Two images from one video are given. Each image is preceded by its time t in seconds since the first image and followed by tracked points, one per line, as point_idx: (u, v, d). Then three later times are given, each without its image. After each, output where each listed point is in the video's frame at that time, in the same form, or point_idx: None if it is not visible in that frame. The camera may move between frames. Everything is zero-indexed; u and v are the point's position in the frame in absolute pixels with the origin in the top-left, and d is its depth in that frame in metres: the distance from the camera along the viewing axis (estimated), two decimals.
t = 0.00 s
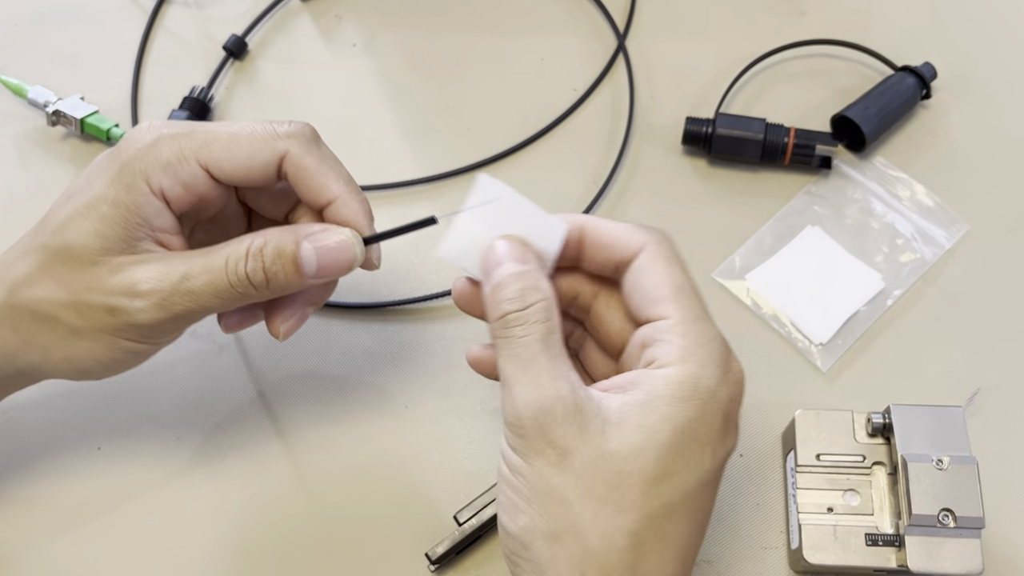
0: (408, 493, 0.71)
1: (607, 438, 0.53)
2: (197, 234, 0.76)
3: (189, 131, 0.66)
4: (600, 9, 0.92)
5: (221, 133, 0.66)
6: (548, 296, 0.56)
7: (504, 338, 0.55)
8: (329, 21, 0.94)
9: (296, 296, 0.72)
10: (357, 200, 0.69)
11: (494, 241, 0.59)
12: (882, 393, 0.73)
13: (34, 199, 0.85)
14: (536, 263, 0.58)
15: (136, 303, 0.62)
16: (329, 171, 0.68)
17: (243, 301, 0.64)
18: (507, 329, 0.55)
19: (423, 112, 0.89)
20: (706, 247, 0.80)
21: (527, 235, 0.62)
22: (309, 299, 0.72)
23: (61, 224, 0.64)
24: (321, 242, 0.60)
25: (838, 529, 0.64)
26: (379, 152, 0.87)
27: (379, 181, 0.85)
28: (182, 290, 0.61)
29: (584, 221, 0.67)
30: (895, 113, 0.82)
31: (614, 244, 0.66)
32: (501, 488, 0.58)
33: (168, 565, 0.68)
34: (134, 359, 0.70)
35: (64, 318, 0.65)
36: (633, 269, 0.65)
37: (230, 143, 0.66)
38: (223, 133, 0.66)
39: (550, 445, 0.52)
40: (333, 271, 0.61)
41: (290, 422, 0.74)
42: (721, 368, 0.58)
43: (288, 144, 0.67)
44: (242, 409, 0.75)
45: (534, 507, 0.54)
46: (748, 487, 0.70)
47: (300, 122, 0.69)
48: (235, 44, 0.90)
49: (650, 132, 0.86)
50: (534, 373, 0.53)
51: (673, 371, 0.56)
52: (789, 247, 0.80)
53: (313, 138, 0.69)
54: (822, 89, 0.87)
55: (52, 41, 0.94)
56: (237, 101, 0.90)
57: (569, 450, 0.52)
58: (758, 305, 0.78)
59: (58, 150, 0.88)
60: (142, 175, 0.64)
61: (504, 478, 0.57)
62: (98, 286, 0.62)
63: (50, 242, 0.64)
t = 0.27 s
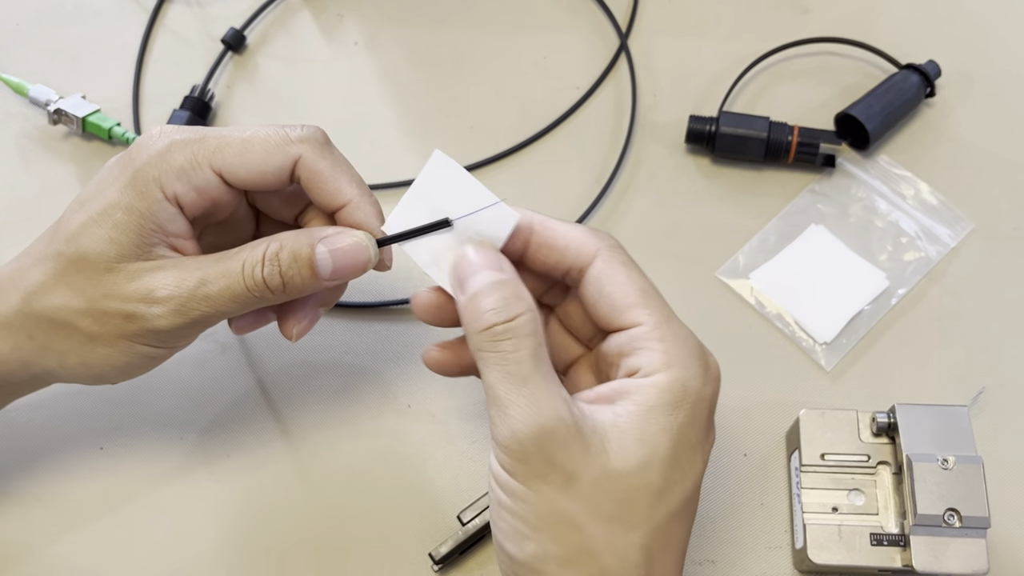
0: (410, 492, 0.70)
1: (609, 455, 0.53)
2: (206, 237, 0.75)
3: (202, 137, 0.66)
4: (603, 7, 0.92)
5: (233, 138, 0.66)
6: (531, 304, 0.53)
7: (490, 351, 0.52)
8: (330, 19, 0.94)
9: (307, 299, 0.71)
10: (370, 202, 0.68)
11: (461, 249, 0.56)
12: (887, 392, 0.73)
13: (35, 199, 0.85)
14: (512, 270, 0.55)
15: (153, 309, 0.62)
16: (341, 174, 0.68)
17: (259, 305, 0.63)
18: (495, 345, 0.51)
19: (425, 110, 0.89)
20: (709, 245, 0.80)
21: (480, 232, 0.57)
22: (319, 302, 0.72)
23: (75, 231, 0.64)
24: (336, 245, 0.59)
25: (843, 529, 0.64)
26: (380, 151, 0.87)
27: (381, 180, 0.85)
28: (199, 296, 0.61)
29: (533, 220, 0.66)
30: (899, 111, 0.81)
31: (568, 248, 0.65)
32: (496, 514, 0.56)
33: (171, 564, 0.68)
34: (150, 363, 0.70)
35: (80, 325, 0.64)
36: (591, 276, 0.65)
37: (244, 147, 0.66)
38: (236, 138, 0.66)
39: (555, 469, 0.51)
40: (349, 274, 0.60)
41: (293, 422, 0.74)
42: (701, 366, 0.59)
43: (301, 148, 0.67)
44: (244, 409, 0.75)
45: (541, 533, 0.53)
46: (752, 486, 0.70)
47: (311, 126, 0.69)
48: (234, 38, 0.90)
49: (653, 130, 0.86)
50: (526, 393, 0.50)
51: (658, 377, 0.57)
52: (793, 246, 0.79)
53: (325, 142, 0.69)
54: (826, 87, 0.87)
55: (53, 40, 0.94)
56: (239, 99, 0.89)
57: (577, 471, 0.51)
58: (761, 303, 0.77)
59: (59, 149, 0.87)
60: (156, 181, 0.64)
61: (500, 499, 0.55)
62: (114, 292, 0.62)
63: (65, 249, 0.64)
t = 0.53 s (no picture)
0: (412, 492, 0.70)
1: (574, 448, 0.52)
2: (207, 240, 0.75)
3: (203, 143, 0.66)
4: (604, 6, 0.92)
5: (235, 145, 0.66)
6: (489, 298, 0.52)
7: (455, 353, 0.52)
8: (331, 19, 0.94)
9: (308, 306, 0.71)
10: (372, 212, 0.68)
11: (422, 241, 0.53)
12: (888, 392, 0.73)
13: (35, 199, 0.85)
14: (472, 262, 0.53)
15: (153, 315, 0.62)
16: (344, 183, 0.68)
17: (258, 312, 0.64)
18: (458, 348, 0.52)
19: (426, 110, 0.88)
20: (711, 244, 0.80)
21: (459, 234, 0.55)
22: (319, 308, 0.72)
23: (74, 236, 0.63)
24: (337, 254, 0.59)
25: (845, 529, 0.64)
26: (381, 151, 0.87)
27: (382, 179, 0.85)
28: (199, 303, 0.61)
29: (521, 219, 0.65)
30: (901, 110, 0.81)
31: (555, 247, 0.64)
32: (469, 499, 0.57)
33: (172, 565, 0.68)
34: (149, 368, 0.70)
35: (79, 329, 0.64)
36: (579, 274, 0.63)
37: (245, 155, 0.65)
38: (238, 145, 0.66)
39: (519, 461, 0.52)
40: (349, 282, 0.60)
41: (294, 422, 0.74)
42: (680, 367, 0.58)
43: (303, 156, 0.67)
44: (245, 409, 0.74)
45: (506, 518, 0.54)
46: (753, 487, 0.70)
47: (314, 134, 0.69)
48: (235, 38, 0.90)
49: (655, 129, 0.85)
50: (491, 389, 0.51)
51: (633, 378, 0.56)
52: (794, 246, 0.79)
53: (328, 150, 0.69)
54: (827, 86, 0.87)
55: (53, 39, 0.93)
56: (239, 99, 0.89)
57: (540, 463, 0.52)
58: (763, 303, 0.77)
59: (60, 149, 0.87)
60: (157, 187, 0.63)
61: (474, 485, 0.57)
62: (113, 298, 0.62)
63: (64, 253, 0.63)
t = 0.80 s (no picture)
0: (411, 490, 0.70)
1: (597, 451, 0.52)
2: (207, 240, 0.75)
3: (204, 142, 0.65)
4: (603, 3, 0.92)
5: (235, 144, 0.66)
6: (536, 288, 0.52)
7: (493, 336, 0.51)
8: (330, 16, 0.94)
9: (308, 305, 0.71)
10: (372, 213, 0.69)
11: (477, 220, 0.53)
12: (889, 389, 0.72)
13: (34, 197, 0.84)
14: (523, 249, 0.52)
15: (153, 314, 0.62)
16: (344, 184, 0.68)
17: (259, 311, 0.64)
18: (497, 331, 0.51)
19: (426, 107, 0.88)
20: (711, 242, 0.80)
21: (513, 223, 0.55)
22: (320, 307, 0.72)
23: (74, 234, 0.63)
24: (338, 254, 0.60)
25: (846, 527, 0.64)
26: (380, 149, 0.86)
27: (381, 177, 0.85)
28: (199, 301, 0.61)
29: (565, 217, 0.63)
30: (901, 108, 0.81)
31: (596, 249, 0.62)
32: (482, 489, 0.56)
33: (170, 563, 0.68)
34: (150, 367, 0.70)
35: (78, 328, 0.64)
36: (618, 278, 0.61)
37: (246, 154, 0.65)
38: (239, 145, 0.66)
39: (543, 458, 0.50)
40: (350, 282, 0.61)
41: (294, 420, 0.73)
42: (716, 384, 0.57)
43: (304, 157, 0.67)
44: (244, 407, 0.74)
45: (520, 513, 0.53)
46: (753, 484, 0.69)
47: (314, 134, 0.69)
48: (234, 36, 0.90)
49: (655, 127, 0.85)
50: (523, 379, 0.50)
51: (666, 391, 0.55)
52: (795, 243, 0.79)
53: (328, 150, 0.69)
54: (827, 84, 0.87)
55: (52, 37, 0.93)
56: (238, 96, 0.89)
57: (563, 463, 0.50)
58: (763, 300, 0.77)
59: (58, 146, 0.87)
60: (157, 185, 0.63)
61: (486, 476, 0.56)
62: (113, 296, 0.62)
63: (64, 252, 0.63)
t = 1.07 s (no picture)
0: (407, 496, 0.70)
1: (655, 482, 0.50)
2: (205, 252, 0.75)
3: (203, 157, 0.65)
4: (600, 7, 0.92)
5: (234, 160, 0.65)
6: (614, 310, 0.50)
7: (563, 351, 0.50)
8: (327, 20, 0.93)
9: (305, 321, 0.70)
10: (369, 229, 0.69)
11: (561, 232, 0.52)
12: (886, 394, 0.72)
13: (29, 201, 0.84)
14: (604, 268, 0.51)
15: (149, 328, 0.62)
16: (343, 201, 0.68)
17: (256, 327, 0.63)
18: (568, 346, 0.49)
19: (422, 111, 0.88)
20: (708, 246, 0.79)
21: (599, 235, 0.55)
22: (316, 323, 0.71)
23: (71, 246, 0.63)
24: (335, 271, 0.60)
25: (841, 533, 0.64)
26: (377, 153, 0.86)
27: (378, 181, 0.84)
28: (196, 316, 0.61)
29: (646, 232, 0.62)
30: (898, 112, 0.81)
31: (676, 268, 0.61)
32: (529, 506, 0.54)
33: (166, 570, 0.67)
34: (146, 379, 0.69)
35: (74, 340, 0.64)
36: (692, 304, 0.60)
37: (244, 170, 0.65)
38: (237, 160, 0.65)
39: (600, 483, 0.48)
40: (348, 298, 0.61)
41: (291, 426, 0.73)
42: (787, 426, 0.54)
43: (303, 174, 0.66)
44: (240, 412, 0.74)
45: (569, 536, 0.51)
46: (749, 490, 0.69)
47: (314, 150, 0.69)
48: (231, 41, 0.90)
49: (652, 131, 0.85)
50: (590, 399, 0.48)
51: (734, 425, 0.53)
52: (791, 248, 0.79)
53: (327, 166, 0.68)
54: (824, 88, 0.87)
55: (47, 40, 0.93)
56: (234, 100, 0.89)
57: (620, 491, 0.48)
58: (759, 305, 0.77)
59: (54, 150, 0.87)
60: (154, 199, 0.63)
61: (536, 492, 0.54)
62: (109, 309, 0.62)
63: (61, 264, 0.63)
